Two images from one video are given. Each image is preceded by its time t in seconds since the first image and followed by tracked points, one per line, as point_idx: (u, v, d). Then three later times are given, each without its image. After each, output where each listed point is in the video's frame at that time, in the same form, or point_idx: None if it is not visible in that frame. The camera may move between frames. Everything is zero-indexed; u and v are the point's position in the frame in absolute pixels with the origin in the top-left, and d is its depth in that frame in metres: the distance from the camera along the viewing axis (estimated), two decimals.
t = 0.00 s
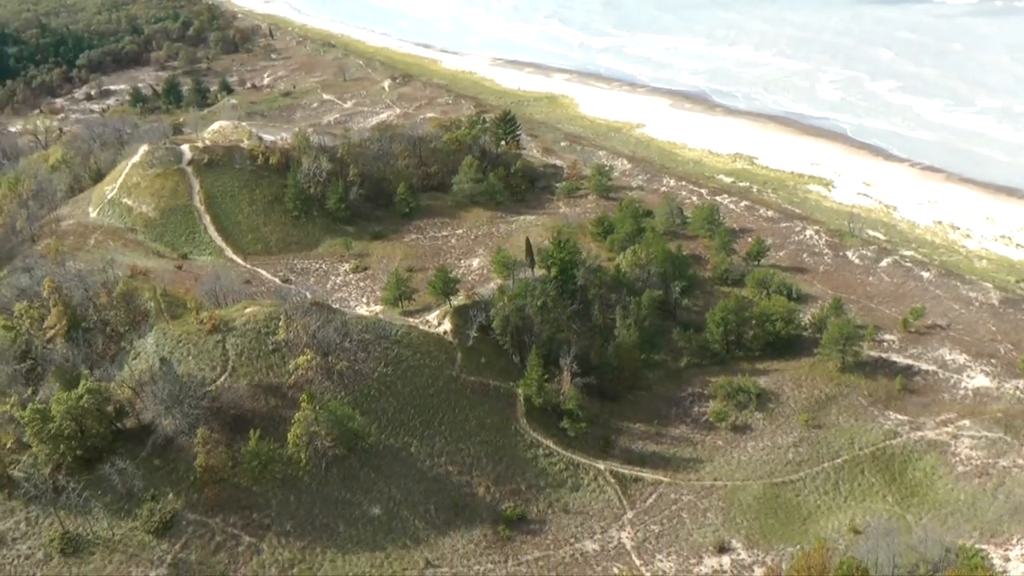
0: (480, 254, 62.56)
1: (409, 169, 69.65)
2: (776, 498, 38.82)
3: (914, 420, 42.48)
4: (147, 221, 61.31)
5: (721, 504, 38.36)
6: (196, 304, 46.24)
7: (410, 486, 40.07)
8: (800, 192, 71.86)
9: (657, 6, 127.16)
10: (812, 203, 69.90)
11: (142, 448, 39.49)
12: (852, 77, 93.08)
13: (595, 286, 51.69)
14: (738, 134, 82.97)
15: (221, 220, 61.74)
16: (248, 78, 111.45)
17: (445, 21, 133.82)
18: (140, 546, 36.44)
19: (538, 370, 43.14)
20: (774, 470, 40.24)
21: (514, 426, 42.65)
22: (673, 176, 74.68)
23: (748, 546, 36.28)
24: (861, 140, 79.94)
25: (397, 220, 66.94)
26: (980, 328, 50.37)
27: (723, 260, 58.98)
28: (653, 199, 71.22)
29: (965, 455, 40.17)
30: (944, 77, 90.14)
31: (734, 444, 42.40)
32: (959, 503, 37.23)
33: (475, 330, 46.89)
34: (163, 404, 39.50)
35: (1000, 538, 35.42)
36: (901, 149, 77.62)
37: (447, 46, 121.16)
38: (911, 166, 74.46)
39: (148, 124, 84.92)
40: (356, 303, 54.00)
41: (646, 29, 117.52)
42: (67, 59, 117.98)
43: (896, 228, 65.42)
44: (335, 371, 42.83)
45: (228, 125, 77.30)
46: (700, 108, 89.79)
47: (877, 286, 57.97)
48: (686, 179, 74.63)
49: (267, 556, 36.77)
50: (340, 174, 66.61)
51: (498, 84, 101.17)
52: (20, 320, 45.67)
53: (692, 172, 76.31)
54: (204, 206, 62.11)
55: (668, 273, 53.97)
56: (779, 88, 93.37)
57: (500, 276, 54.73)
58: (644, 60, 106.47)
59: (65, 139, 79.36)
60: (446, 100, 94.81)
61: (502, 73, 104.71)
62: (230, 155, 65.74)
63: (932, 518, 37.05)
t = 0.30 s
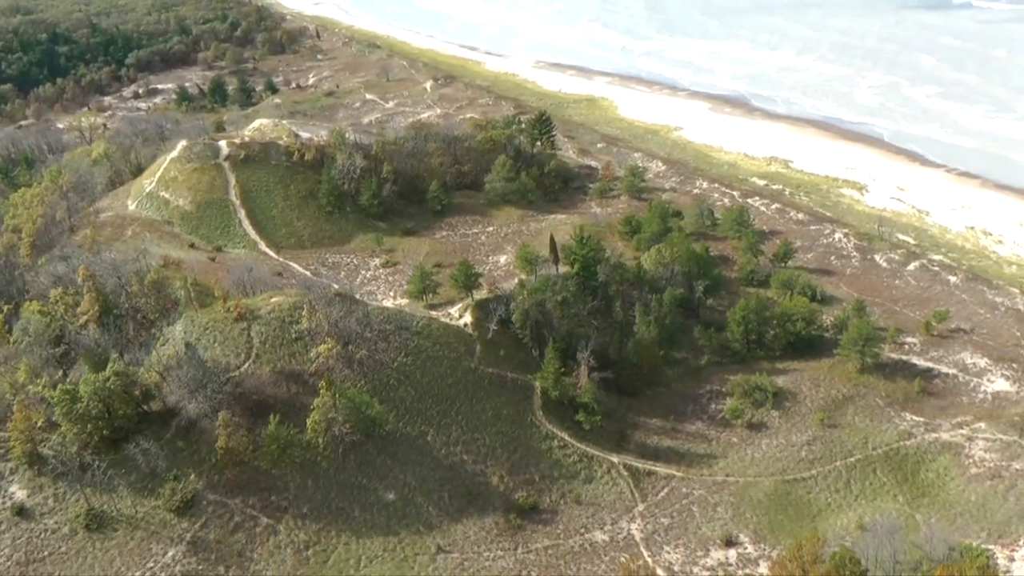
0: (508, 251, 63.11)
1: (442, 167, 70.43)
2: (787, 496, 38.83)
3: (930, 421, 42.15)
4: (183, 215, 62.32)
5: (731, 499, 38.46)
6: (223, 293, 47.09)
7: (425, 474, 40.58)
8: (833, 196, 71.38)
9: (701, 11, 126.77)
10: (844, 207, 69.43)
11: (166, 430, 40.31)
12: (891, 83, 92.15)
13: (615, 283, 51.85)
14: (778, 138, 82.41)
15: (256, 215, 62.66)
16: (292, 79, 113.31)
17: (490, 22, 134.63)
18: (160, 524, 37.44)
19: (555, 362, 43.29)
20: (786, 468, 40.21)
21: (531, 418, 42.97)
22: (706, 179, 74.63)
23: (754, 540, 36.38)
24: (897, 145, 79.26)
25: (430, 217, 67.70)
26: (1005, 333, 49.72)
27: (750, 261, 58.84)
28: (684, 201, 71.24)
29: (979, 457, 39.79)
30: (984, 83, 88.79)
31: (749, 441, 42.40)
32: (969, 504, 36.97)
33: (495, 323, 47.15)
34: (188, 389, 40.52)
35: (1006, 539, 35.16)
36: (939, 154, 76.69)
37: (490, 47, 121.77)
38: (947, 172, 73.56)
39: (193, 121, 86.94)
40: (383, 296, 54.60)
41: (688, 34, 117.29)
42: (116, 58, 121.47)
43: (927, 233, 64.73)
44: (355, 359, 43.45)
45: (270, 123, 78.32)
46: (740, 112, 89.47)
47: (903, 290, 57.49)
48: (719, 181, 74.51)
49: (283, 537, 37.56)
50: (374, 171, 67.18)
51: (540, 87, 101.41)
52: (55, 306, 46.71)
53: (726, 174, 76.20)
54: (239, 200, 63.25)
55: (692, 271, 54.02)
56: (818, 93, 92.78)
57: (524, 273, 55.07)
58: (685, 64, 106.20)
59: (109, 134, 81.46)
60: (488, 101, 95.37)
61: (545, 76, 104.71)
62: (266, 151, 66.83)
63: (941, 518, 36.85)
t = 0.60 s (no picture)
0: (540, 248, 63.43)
1: (479, 164, 71.32)
2: (800, 493, 38.76)
3: (948, 424, 41.79)
4: (223, 207, 63.65)
5: (745, 494, 38.47)
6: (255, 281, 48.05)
7: (444, 462, 41.07)
8: (870, 200, 70.75)
9: (748, 14, 125.88)
10: (881, 211, 68.83)
11: (194, 412, 41.25)
12: (934, 88, 90.79)
13: (639, 281, 51.71)
14: (821, 142, 81.58)
15: (294, 209, 63.61)
16: (342, 78, 116.35)
17: (540, 24, 135.26)
18: (185, 503, 38.34)
19: (575, 357, 43.34)
20: (802, 466, 40.11)
21: (550, 410, 43.28)
22: (743, 181, 74.90)
23: (764, 535, 36.45)
24: (937, 151, 78.20)
25: (466, 214, 68.32)
26: None
27: (779, 262, 58.64)
28: (716, 203, 71.56)
29: (996, 460, 39.40)
30: None
31: (767, 439, 42.33)
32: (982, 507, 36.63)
33: (518, 316, 47.49)
34: (213, 373, 41.34)
35: (1018, 542, 34.82)
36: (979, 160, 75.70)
37: (541, 49, 121.92)
38: (986, 178, 72.50)
39: (240, 117, 88.93)
40: (414, 288, 55.33)
41: (735, 37, 116.54)
42: (168, 56, 125.44)
43: (962, 238, 63.90)
44: (379, 348, 44.13)
45: (314, 120, 79.69)
46: (783, 115, 89.01)
47: (932, 294, 56.84)
48: (756, 184, 74.63)
49: (303, 519, 38.27)
50: (411, 167, 67.98)
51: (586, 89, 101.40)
52: (93, 292, 48.31)
53: (763, 177, 76.13)
54: (278, 194, 64.26)
55: (720, 271, 53.85)
56: (861, 97, 91.81)
57: (552, 268, 55.04)
58: (731, 68, 105.75)
59: (156, 129, 83.47)
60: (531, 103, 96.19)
61: (590, 78, 105.19)
62: (306, 146, 67.84)
63: (953, 520, 36.58)
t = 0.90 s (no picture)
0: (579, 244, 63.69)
1: (524, 160, 72.31)
2: (822, 489, 38.66)
3: (975, 425, 41.39)
4: (270, 199, 65.16)
5: (766, 488, 38.48)
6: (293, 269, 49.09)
7: (471, 448, 41.66)
8: (914, 203, 70.04)
9: (803, 15, 124.43)
10: (925, 214, 68.02)
11: (229, 394, 42.35)
12: (987, 92, 88.99)
13: (673, 276, 51.56)
14: (869, 145, 81.04)
15: (339, 201, 64.71)
16: (399, 76, 119.59)
17: (596, 25, 135.62)
18: (217, 481, 39.53)
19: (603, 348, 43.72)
20: (825, 462, 40.01)
21: (577, 401, 43.64)
22: (787, 181, 75.31)
23: (782, 527, 36.47)
24: (988, 155, 76.82)
25: (509, 210, 68.80)
26: None
27: (816, 262, 57.95)
28: (756, 201, 72.06)
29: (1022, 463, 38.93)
30: None
31: (792, 435, 42.24)
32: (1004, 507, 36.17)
33: (549, 307, 47.60)
34: (248, 356, 42.34)
35: None
36: None
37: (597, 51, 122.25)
38: None
39: (293, 113, 91.23)
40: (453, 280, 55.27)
41: (790, 40, 115.45)
42: (228, 54, 129.86)
43: (1006, 242, 62.81)
44: (411, 335, 44.89)
45: (366, 116, 81.10)
46: (833, 117, 88.46)
47: (970, 297, 56.08)
48: (800, 185, 74.89)
49: (330, 500, 39.15)
50: (456, 162, 68.21)
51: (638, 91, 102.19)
52: (138, 278, 49.60)
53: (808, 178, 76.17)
54: (324, 187, 65.44)
55: (756, 269, 53.51)
56: (913, 100, 90.44)
57: (587, 263, 55.25)
58: (783, 70, 105.09)
59: (209, 124, 86.19)
60: (582, 102, 97.77)
61: (644, 79, 106.41)
62: (354, 141, 68.86)
63: (974, 519, 36.17)
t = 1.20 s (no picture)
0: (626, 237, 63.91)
1: (574, 155, 73.08)
2: (852, 483, 38.46)
3: (1010, 424, 40.80)
4: (323, 190, 66.70)
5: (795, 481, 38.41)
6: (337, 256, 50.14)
7: (505, 434, 42.31)
8: (965, 202, 69.22)
9: (865, 13, 122.24)
10: (976, 213, 67.10)
11: (272, 376, 43.64)
12: None
13: (713, 269, 50.26)
14: (926, 143, 80.33)
15: (391, 193, 65.78)
16: (461, 72, 121.99)
17: (655, 23, 135.23)
18: (258, 459, 40.78)
19: (639, 339, 43.72)
20: (856, 456, 39.78)
21: (612, 390, 43.93)
22: (838, 178, 75.56)
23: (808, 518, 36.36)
24: None
25: (558, 203, 69.49)
26: None
27: (860, 258, 56.09)
28: (806, 197, 72.45)
29: None
30: None
31: (825, 429, 42.05)
32: None
33: (587, 298, 47.80)
34: (291, 340, 43.66)
35: None
36: None
37: (658, 49, 122.07)
38: None
39: (350, 107, 93.25)
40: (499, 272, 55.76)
41: (850, 38, 113.67)
42: (290, 50, 134.01)
43: None
44: (450, 323, 45.64)
45: (422, 110, 82.04)
46: (890, 116, 87.57)
47: (1017, 297, 55.04)
48: (851, 182, 75.18)
49: (366, 481, 40.09)
50: (507, 156, 69.44)
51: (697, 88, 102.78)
52: (189, 265, 50.99)
53: (859, 175, 76.22)
54: (376, 180, 66.54)
55: (797, 264, 52.10)
56: (972, 100, 88.62)
57: (629, 256, 55.13)
58: (839, 68, 103.94)
59: (268, 117, 88.42)
60: (640, 99, 98.39)
61: (703, 77, 106.47)
62: (405, 134, 69.63)
63: (1004, 517, 35.69)
